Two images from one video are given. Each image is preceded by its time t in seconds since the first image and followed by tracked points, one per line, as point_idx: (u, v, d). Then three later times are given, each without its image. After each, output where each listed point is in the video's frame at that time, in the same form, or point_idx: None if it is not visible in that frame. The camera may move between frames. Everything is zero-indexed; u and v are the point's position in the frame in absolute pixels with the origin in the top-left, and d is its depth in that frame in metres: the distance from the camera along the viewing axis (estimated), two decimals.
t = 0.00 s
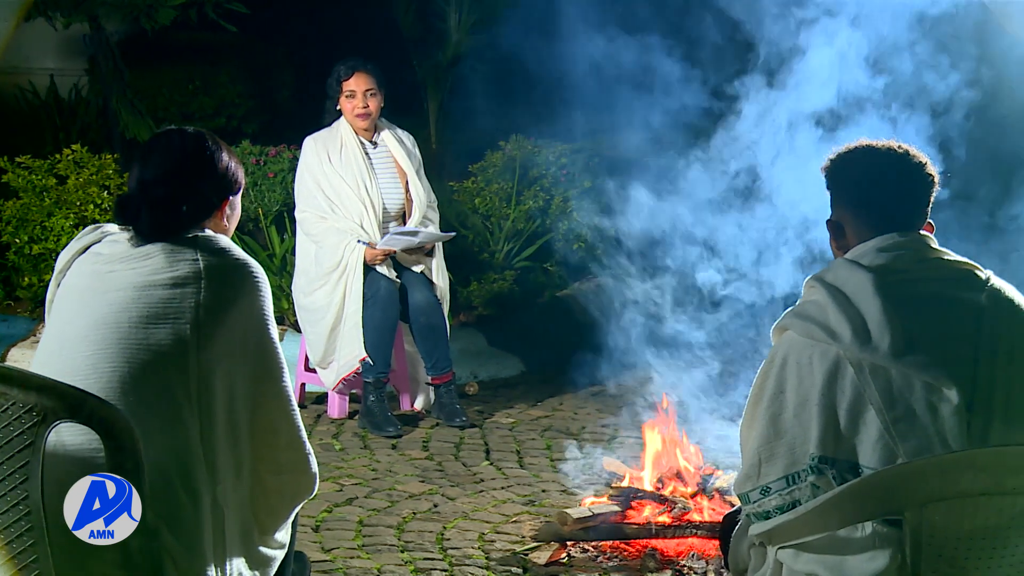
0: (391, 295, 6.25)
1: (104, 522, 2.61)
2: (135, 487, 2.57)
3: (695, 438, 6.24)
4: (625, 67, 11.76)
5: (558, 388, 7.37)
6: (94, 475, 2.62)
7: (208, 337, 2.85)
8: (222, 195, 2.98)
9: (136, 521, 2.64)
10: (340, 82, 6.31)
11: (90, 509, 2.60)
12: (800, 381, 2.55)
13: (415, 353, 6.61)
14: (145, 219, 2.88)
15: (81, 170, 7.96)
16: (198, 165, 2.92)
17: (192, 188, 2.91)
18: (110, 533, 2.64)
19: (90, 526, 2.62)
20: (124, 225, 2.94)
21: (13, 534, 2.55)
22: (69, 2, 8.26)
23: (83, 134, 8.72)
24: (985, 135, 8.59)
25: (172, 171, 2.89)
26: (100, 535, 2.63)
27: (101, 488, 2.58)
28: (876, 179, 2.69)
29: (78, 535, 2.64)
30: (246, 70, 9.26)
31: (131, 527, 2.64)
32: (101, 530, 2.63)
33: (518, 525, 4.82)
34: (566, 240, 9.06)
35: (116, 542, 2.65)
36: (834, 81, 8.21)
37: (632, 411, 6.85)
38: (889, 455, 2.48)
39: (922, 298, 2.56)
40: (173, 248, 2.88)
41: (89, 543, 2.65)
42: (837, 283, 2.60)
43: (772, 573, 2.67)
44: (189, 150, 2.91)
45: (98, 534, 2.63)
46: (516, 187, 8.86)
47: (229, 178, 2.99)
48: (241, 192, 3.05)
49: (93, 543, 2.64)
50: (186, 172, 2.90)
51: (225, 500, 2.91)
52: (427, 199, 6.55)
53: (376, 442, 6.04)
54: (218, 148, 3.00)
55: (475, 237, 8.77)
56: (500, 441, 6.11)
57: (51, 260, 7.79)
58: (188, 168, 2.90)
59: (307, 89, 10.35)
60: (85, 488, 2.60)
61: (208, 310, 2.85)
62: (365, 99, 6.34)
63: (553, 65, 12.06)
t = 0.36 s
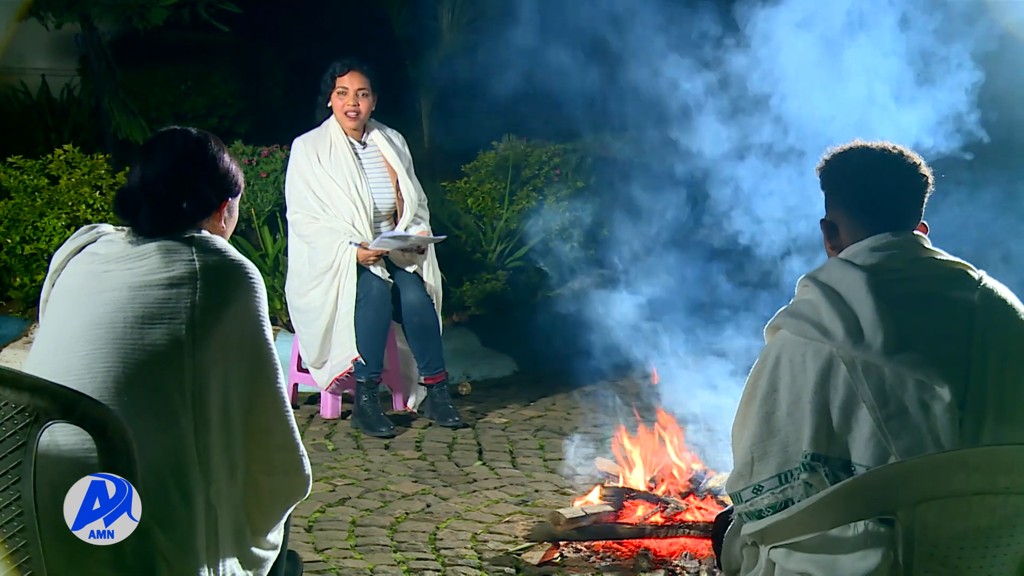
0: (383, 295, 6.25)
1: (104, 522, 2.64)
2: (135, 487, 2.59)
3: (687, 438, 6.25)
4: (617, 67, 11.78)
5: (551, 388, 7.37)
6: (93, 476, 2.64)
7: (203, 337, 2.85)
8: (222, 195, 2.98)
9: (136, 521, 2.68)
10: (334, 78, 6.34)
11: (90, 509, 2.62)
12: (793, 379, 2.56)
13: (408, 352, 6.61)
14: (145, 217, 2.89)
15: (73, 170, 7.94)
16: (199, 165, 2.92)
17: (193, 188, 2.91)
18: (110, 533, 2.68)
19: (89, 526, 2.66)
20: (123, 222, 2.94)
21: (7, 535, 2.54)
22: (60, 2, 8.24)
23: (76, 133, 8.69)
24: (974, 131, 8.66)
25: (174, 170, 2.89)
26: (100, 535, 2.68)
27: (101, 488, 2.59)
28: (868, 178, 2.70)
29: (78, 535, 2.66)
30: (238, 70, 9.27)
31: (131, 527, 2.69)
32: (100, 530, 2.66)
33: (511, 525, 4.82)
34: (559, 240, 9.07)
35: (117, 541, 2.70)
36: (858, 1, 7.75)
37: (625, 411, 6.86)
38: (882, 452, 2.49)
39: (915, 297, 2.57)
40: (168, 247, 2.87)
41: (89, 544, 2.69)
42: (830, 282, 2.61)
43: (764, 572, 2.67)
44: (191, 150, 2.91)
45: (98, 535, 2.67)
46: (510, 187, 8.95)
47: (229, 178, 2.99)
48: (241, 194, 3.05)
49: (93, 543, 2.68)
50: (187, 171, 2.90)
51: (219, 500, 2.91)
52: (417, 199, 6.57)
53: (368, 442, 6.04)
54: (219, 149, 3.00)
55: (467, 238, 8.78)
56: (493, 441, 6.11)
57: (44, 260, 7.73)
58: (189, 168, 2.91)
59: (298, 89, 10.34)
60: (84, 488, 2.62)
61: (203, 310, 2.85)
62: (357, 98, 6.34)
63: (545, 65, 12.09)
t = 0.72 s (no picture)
0: (374, 295, 6.26)
1: (104, 522, 2.64)
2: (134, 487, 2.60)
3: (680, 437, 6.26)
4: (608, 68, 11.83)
5: (544, 388, 7.37)
6: (93, 474, 2.59)
7: (194, 338, 2.84)
8: (213, 197, 2.97)
9: (136, 521, 2.68)
10: (326, 77, 6.32)
11: (90, 509, 2.61)
12: (786, 378, 2.56)
13: (400, 352, 6.60)
14: (135, 217, 2.88)
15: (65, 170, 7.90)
16: (191, 165, 2.91)
17: (184, 188, 2.90)
18: (110, 532, 2.67)
19: (89, 526, 2.65)
20: (114, 222, 2.93)
21: None
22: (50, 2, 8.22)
23: (68, 133, 8.64)
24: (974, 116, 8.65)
25: (165, 170, 2.88)
26: (100, 535, 2.67)
27: (101, 488, 2.58)
28: (860, 178, 2.71)
29: (78, 534, 2.65)
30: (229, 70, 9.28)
31: (131, 527, 2.68)
32: (101, 530, 2.66)
33: (504, 525, 4.82)
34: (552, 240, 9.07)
35: (116, 542, 2.69)
36: None
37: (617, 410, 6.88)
38: (874, 452, 2.50)
39: (907, 296, 2.58)
40: (159, 248, 2.87)
41: (89, 543, 2.68)
42: (822, 282, 2.62)
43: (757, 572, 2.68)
44: (182, 150, 2.91)
45: (98, 534, 2.66)
46: (502, 187, 8.88)
47: (220, 180, 2.99)
48: (233, 194, 3.04)
49: (93, 543, 2.67)
50: (178, 171, 2.89)
51: (210, 500, 2.90)
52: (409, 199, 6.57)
53: (361, 442, 6.03)
54: (211, 149, 2.99)
55: (460, 238, 8.78)
56: (486, 441, 6.11)
57: (35, 260, 7.67)
58: (180, 169, 2.90)
59: (289, 88, 10.34)
60: (85, 487, 2.59)
61: (194, 311, 2.84)
62: (347, 98, 6.33)
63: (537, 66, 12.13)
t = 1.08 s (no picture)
0: (366, 295, 6.22)
1: (104, 522, 2.65)
2: (134, 488, 2.67)
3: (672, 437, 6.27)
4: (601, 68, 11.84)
5: (535, 388, 7.37)
6: (93, 474, 2.63)
7: (186, 338, 2.84)
8: (205, 196, 2.96)
9: (136, 521, 2.71)
10: (316, 80, 6.26)
11: (90, 509, 2.63)
12: (778, 379, 2.57)
13: (392, 352, 6.60)
14: (126, 217, 2.87)
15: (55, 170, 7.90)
16: (182, 164, 2.90)
17: (175, 186, 2.89)
18: (110, 533, 2.69)
19: (89, 526, 2.66)
20: (106, 222, 2.92)
21: None
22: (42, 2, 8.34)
23: (59, 133, 8.64)
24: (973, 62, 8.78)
25: (156, 169, 2.87)
26: (100, 535, 2.69)
27: (101, 488, 2.61)
28: (851, 178, 2.71)
29: (78, 534, 2.67)
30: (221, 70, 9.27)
31: (131, 527, 2.71)
32: (101, 530, 2.68)
33: (496, 525, 4.82)
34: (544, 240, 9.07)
35: (116, 542, 2.71)
36: None
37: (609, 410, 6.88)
38: (866, 452, 2.49)
39: (898, 296, 2.58)
40: (150, 248, 2.86)
41: (89, 543, 2.70)
42: (814, 282, 2.62)
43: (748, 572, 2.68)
44: (173, 149, 2.90)
45: (98, 534, 2.68)
46: (493, 187, 8.95)
47: (211, 179, 2.98)
48: (224, 194, 3.03)
49: (93, 542, 2.69)
50: (169, 170, 2.89)
51: (202, 501, 2.89)
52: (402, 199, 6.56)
53: (353, 443, 6.03)
54: (201, 148, 2.98)
55: (452, 238, 8.78)
56: (478, 441, 6.11)
57: (26, 260, 7.55)
58: (172, 168, 2.89)
59: (281, 87, 10.33)
60: (85, 487, 2.62)
61: (186, 310, 2.84)
62: (341, 97, 6.31)
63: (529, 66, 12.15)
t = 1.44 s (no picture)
0: (360, 295, 6.24)
1: (105, 522, 2.66)
2: (132, 488, 2.71)
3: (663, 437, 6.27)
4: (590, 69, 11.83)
5: (527, 388, 7.37)
6: (93, 474, 2.65)
7: (178, 338, 2.83)
8: (197, 196, 2.95)
9: (136, 521, 2.73)
10: (310, 88, 6.26)
11: (90, 509, 2.63)
12: (770, 378, 2.57)
13: (384, 352, 6.59)
14: (118, 216, 2.86)
15: (46, 170, 7.84)
16: (174, 164, 2.89)
17: (167, 187, 2.89)
18: (110, 533, 2.70)
19: (89, 526, 2.67)
20: (98, 222, 2.91)
21: None
22: None
23: (48, 133, 8.48)
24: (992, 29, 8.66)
25: (149, 169, 2.87)
26: (101, 535, 2.70)
27: (101, 488, 2.63)
28: (843, 178, 2.72)
29: (79, 534, 2.68)
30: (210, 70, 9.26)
31: (131, 527, 2.73)
32: (101, 530, 2.69)
33: (488, 525, 4.82)
34: (535, 240, 9.06)
35: (116, 542, 2.72)
36: None
37: (600, 410, 6.89)
38: (858, 452, 2.50)
39: (889, 296, 2.59)
40: (142, 248, 2.85)
41: (89, 543, 2.71)
42: (806, 282, 2.63)
43: (739, 571, 2.68)
44: (166, 150, 2.89)
45: (98, 534, 2.69)
46: (485, 186, 8.85)
47: (204, 179, 2.97)
48: (216, 194, 3.03)
49: (93, 542, 2.71)
50: (162, 171, 2.88)
51: (193, 501, 2.88)
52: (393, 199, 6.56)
53: (344, 442, 6.02)
54: (194, 148, 2.98)
55: (443, 238, 8.78)
56: (469, 441, 6.11)
57: (16, 261, 7.54)
58: (163, 168, 2.88)
59: (272, 88, 10.31)
60: (84, 488, 2.63)
61: (178, 311, 2.83)
62: (338, 103, 6.35)
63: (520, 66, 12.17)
